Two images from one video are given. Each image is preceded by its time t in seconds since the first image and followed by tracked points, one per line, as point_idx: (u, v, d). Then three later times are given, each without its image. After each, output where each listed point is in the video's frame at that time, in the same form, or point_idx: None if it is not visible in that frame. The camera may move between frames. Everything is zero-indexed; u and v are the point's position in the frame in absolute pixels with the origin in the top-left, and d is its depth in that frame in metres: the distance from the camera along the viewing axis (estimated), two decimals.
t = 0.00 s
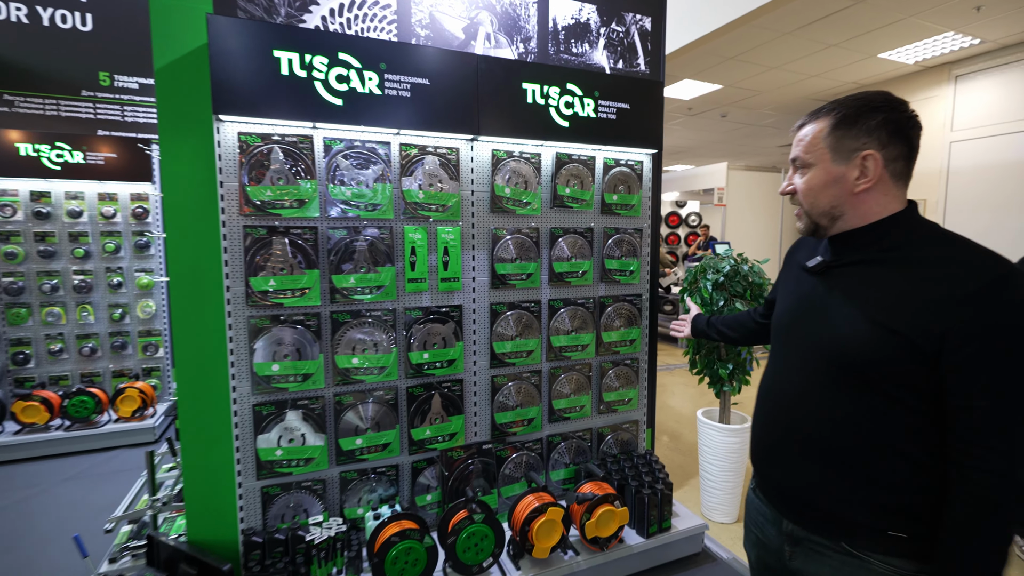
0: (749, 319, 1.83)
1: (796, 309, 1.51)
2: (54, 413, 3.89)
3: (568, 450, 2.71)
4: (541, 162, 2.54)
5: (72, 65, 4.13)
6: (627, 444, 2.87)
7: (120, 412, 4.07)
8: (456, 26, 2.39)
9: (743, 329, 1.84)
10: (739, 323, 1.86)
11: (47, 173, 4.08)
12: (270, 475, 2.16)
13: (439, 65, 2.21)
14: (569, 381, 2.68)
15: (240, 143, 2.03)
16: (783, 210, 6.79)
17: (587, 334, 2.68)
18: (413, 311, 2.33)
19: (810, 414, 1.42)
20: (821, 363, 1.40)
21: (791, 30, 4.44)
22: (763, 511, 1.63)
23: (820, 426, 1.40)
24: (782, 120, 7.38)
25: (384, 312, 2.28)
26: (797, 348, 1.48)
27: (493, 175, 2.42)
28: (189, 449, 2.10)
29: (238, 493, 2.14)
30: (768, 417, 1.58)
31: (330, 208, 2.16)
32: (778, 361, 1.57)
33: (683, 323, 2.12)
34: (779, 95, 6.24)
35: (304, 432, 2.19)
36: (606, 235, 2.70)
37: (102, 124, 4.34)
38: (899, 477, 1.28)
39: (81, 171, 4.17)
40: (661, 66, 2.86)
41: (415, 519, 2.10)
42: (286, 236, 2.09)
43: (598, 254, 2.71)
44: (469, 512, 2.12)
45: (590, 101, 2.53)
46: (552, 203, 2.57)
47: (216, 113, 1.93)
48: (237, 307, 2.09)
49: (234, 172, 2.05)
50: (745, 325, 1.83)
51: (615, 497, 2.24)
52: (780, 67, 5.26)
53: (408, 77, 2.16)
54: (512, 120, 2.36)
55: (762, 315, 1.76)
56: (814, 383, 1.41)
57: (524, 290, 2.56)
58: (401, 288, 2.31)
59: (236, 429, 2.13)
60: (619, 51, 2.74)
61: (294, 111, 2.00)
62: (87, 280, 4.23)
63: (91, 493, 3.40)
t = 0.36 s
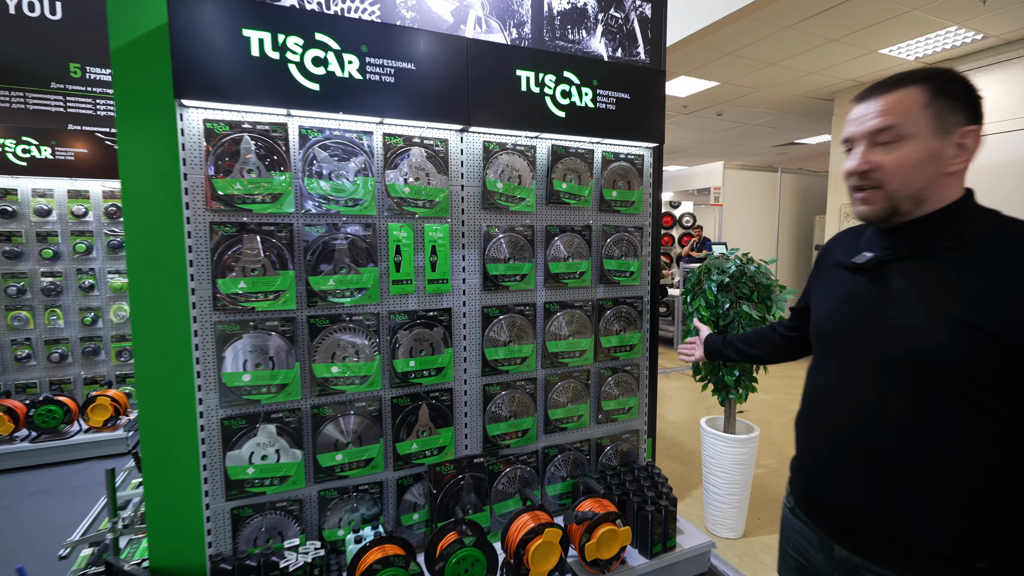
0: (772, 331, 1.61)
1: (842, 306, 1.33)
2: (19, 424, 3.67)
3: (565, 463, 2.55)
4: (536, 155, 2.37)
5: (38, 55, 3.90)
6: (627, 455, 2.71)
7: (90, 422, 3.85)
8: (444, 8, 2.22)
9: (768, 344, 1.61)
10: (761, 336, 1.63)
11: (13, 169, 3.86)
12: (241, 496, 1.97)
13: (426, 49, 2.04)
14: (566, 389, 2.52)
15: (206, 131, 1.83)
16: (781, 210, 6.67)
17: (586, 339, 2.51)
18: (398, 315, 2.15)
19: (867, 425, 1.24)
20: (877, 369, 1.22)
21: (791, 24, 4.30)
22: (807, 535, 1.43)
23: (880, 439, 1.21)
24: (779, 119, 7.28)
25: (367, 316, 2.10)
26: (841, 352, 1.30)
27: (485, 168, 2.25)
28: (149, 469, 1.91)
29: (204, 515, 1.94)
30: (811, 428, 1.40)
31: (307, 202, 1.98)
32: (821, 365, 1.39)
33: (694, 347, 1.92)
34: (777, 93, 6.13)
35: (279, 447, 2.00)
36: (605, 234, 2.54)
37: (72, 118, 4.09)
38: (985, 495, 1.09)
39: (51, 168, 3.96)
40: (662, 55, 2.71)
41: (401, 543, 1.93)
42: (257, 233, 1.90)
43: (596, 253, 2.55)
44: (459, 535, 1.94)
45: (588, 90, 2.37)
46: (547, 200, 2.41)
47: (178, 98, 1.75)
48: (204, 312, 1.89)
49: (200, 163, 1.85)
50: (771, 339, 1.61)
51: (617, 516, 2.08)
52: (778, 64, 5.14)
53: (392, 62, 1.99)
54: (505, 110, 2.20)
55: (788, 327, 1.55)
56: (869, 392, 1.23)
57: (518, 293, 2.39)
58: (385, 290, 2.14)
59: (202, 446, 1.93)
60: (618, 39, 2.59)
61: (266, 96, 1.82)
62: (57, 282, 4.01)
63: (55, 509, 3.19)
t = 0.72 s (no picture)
0: (802, 350, 1.29)
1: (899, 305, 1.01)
2: None
3: (568, 479, 2.37)
4: (537, 149, 2.20)
5: (12, 47, 3.71)
6: (634, 471, 2.53)
7: (68, 432, 3.66)
8: None
9: (798, 365, 1.29)
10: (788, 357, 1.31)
11: None
12: (213, 522, 1.79)
13: (417, 32, 1.86)
14: (569, 401, 2.34)
15: (172, 119, 1.64)
16: (786, 210, 6.51)
17: (590, 346, 2.35)
18: (387, 322, 1.97)
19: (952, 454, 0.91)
20: (962, 373, 0.90)
21: (801, 16, 4.14)
22: None
23: (971, 471, 0.89)
24: (783, 117, 7.13)
25: (354, 323, 1.92)
26: (904, 359, 0.98)
27: (482, 162, 2.08)
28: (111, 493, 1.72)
29: (173, 543, 1.77)
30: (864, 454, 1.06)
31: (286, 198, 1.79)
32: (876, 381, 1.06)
33: (705, 372, 1.64)
34: (782, 89, 5.97)
35: (256, 468, 1.82)
36: (611, 234, 2.36)
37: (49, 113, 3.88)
38: None
39: (26, 166, 3.78)
40: (671, 43, 2.54)
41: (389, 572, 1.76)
42: (231, 232, 1.72)
43: (601, 255, 2.37)
44: (453, 564, 1.78)
45: (593, 78, 2.20)
46: (549, 197, 2.24)
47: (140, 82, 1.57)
48: (170, 319, 1.71)
49: (165, 155, 1.66)
50: (800, 358, 1.28)
51: (626, 541, 1.91)
52: (785, 58, 4.98)
53: (379, 45, 1.81)
54: (505, 99, 2.03)
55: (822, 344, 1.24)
56: (949, 407, 0.91)
57: (518, 297, 2.22)
58: (373, 295, 1.96)
59: (170, 468, 1.74)
60: (624, 26, 2.42)
61: (238, 81, 1.64)
62: (33, 285, 3.83)
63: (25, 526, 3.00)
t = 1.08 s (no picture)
0: (858, 366, 1.19)
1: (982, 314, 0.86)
2: None
3: (577, 497, 2.21)
4: (544, 142, 2.04)
5: None
6: (647, 486, 2.37)
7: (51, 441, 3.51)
8: None
9: (854, 383, 1.18)
10: (842, 375, 1.21)
11: None
12: (190, 549, 1.63)
13: (414, 13, 1.71)
14: (579, 413, 2.19)
15: (144, 106, 1.48)
16: (796, 211, 6.35)
17: (601, 355, 2.19)
18: (382, 329, 1.81)
19: None
20: None
21: (814, 10, 3.98)
22: None
23: None
24: (791, 116, 6.97)
25: (347, 330, 1.77)
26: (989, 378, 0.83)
27: (486, 156, 1.93)
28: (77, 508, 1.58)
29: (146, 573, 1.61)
30: (953, 506, 0.88)
31: (272, 193, 1.62)
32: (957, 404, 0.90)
33: (735, 387, 1.55)
34: (791, 87, 5.82)
35: (238, 489, 1.66)
36: (624, 234, 2.21)
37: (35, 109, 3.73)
38: None
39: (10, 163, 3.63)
40: (685, 31, 2.39)
41: None
42: (210, 231, 1.56)
43: (613, 256, 2.22)
44: None
45: (605, 66, 2.04)
46: (557, 194, 2.08)
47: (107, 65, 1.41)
48: (143, 327, 1.55)
49: (136, 146, 1.50)
50: (857, 376, 1.18)
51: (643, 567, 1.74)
52: (796, 54, 4.82)
53: (373, 26, 1.65)
54: (509, 86, 1.87)
55: (885, 361, 1.13)
56: None
57: (523, 302, 2.07)
58: (367, 300, 1.80)
59: (143, 490, 1.58)
60: (636, 12, 2.26)
61: (217, 65, 1.48)
62: (17, 287, 3.68)
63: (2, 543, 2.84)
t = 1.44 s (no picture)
0: (934, 387, 1.25)
1: None
2: None
3: (587, 518, 2.05)
4: (552, 136, 1.89)
5: None
6: (660, 505, 2.21)
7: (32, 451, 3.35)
8: None
9: (928, 404, 1.24)
10: (911, 397, 1.27)
11: None
12: None
13: None
14: (588, 428, 2.03)
15: (108, 91, 1.32)
16: (804, 212, 6.20)
17: (612, 366, 2.04)
18: (375, 340, 1.66)
19: None
20: None
21: (829, 3, 3.82)
22: None
23: None
24: (798, 115, 6.83)
25: (338, 341, 1.61)
26: None
27: (489, 151, 1.77)
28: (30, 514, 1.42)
29: None
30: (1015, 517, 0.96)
31: (253, 191, 1.46)
32: None
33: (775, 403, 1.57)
34: (800, 85, 5.67)
35: (215, 517, 1.50)
36: (637, 235, 2.06)
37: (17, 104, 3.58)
38: None
39: None
40: (701, 20, 2.24)
41: None
42: (182, 231, 1.40)
43: (625, 259, 2.07)
44: None
45: (617, 54, 1.89)
46: (566, 192, 1.93)
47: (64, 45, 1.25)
48: (108, 338, 1.39)
49: (100, 136, 1.34)
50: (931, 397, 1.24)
51: None
52: (807, 50, 4.68)
53: (365, 6, 1.50)
54: (514, 74, 1.72)
55: (966, 381, 1.19)
56: None
57: (529, 309, 1.91)
58: (358, 308, 1.65)
59: (108, 519, 1.43)
60: None
61: (190, 45, 1.32)
62: None
63: None
